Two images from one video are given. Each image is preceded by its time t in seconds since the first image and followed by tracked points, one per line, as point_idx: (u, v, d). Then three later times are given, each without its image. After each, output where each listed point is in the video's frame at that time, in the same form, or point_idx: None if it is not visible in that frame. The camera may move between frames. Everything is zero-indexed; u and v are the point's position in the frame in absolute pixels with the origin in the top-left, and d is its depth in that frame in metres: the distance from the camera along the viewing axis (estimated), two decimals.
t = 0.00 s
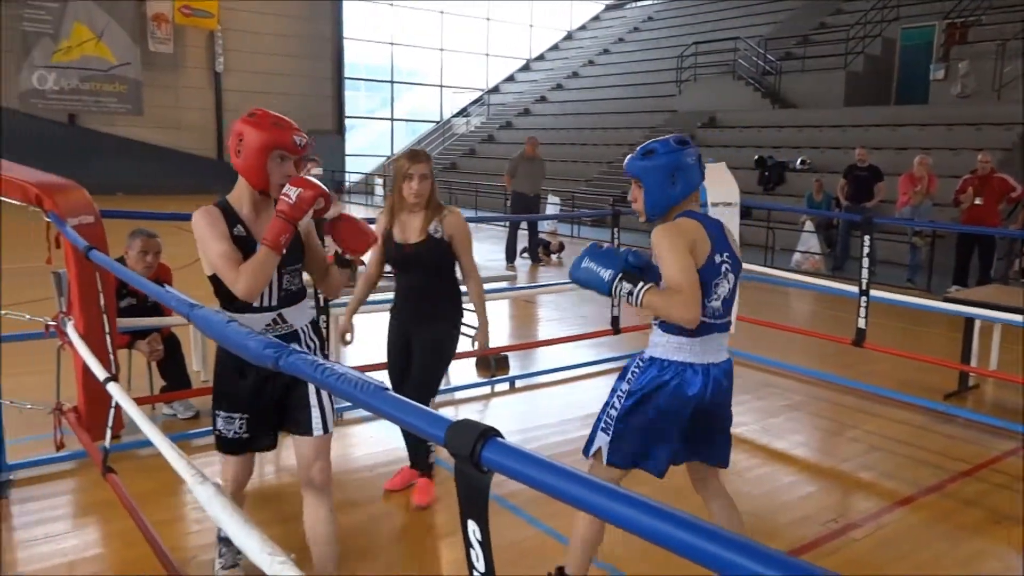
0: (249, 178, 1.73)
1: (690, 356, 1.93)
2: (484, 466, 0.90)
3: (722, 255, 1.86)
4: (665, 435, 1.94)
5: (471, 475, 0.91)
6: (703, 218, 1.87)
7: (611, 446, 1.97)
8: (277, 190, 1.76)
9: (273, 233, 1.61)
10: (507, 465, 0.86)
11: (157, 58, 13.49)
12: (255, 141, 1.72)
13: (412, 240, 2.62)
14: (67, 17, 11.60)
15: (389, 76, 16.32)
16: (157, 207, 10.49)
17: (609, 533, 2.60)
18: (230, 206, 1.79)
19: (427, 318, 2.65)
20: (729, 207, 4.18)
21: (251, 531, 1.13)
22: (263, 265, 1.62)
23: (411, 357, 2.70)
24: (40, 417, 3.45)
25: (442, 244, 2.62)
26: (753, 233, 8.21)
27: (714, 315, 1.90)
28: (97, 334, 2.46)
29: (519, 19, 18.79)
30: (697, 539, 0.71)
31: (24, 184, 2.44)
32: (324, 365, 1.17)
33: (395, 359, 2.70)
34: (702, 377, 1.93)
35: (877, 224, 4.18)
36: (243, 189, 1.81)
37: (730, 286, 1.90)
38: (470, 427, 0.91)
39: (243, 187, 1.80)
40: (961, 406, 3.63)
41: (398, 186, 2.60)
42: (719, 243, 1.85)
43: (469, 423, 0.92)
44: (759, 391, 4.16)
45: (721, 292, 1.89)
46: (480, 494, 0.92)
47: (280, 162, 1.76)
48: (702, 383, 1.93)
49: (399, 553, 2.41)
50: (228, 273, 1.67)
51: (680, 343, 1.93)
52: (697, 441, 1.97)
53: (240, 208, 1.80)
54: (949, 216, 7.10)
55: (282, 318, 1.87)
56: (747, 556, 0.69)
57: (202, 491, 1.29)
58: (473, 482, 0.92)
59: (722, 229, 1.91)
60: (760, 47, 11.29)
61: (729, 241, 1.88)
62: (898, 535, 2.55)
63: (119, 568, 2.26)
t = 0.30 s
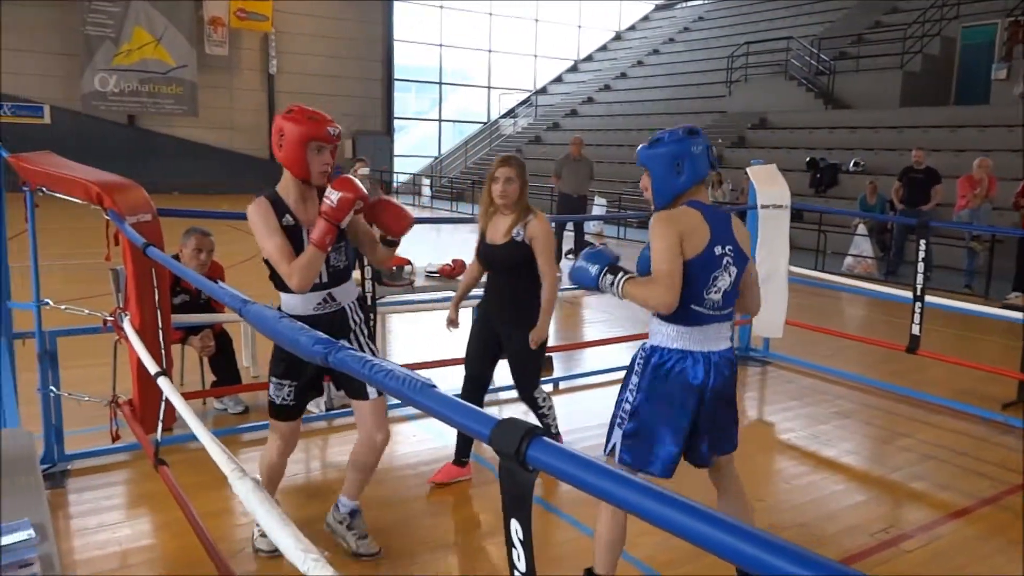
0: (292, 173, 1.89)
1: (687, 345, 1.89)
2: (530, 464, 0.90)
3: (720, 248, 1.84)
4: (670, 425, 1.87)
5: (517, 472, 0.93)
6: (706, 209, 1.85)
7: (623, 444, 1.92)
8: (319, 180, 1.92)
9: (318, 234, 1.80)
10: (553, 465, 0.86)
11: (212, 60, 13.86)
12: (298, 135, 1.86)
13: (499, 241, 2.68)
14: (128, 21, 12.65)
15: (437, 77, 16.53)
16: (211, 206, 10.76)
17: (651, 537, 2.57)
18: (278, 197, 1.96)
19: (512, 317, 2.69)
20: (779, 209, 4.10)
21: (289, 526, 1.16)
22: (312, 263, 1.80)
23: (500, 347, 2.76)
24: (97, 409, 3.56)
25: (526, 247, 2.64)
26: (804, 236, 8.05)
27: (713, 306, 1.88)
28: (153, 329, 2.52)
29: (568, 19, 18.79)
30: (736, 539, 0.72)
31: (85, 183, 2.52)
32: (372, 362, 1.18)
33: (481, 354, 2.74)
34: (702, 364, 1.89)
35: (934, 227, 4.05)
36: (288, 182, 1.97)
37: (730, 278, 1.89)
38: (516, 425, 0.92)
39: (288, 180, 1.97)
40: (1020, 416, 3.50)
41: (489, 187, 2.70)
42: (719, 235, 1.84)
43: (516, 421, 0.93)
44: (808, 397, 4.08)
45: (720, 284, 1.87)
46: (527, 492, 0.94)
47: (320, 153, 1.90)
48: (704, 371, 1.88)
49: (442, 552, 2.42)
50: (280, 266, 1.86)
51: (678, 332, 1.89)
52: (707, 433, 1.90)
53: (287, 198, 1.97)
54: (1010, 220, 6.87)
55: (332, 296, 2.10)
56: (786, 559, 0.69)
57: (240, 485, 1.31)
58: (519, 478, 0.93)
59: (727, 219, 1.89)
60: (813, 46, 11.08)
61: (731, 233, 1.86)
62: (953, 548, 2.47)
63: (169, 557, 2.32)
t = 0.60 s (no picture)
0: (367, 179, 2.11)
1: (701, 343, 1.89)
2: (552, 462, 0.90)
3: (734, 251, 1.83)
4: (677, 418, 1.89)
5: (539, 469, 0.93)
6: (721, 214, 1.83)
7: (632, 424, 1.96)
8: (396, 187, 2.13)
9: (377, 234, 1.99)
10: (577, 463, 0.86)
11: (239, 62, 14.04)
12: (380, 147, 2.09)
13: (572, 232, 2.72)
14: (158, 23, 12.87)
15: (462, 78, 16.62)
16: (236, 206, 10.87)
17: (671, 540, 2.55)
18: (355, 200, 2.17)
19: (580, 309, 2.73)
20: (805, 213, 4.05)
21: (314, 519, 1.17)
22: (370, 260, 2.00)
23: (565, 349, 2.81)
24: (122, 406, 3.60)
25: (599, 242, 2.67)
26: (829, 239, 7.96)
27: (728, 308, 1.87)
28: (178, 327, 2.56)
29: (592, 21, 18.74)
30: (754, 539, 0.72)
31: (113, 182, 2.56)
32: (397, 358, 1.19)
33: (548, 352, 2.80)
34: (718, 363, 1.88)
35: (962, 231, 3.98)
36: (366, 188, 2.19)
37: (746, 280, 1.87)
38: (540, 423, 0.92)
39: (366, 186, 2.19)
40: None
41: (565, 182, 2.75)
42: (732, 238, 1.82)
43: (539, 419, 0.93)
44: (831, 403, 4.03)
45: (734, 286, 1.86)
46: (549, 489, 0.93)
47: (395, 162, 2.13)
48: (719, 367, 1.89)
49: (459, 551, 2.42)
50: (344, 262, 2.06)
51: (692, 333, 1.90)
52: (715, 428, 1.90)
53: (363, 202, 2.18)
54: None
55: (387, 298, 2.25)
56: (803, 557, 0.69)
57: (263, 482, 1.32)
58: (542, 477, 0.93)
59: (744, 222, 1.87)
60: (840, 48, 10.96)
61: (746, 236, 1.85)
62: (978, 557, 2.42)
63: (190, 553, 2.35)
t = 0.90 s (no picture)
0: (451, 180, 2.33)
1: (705, 363, 1.90)
2: (542, 466, 0.91)
3: (742, 280, 1.82)
4: (692, 429, 1.91)
5: (529, 474, 0.93)
6: (731, 242, 1.80)
7: (643, 435, 1.97)
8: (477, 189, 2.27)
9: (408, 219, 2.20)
10: (566, 468, 0.86)
11: (231, 61, 14.02)
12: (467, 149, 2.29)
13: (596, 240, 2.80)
14: (149, 22, 12.77)
15: (454, 78, 16.52)
16: (227, 205, 10.84)
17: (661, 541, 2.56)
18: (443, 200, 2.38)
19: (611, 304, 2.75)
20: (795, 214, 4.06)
21: (305, 522, 1.17)
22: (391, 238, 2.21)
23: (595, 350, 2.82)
24: (111, 405, 3.59)
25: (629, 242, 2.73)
26: (819, 241, 8.00)
27: (732, 329, 1.88)
28: (168, 327, 2.55)
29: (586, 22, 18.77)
30: (740, 541, 0.72)
31: (103, 181, 2.55)
32: (388, 362, 1.18)
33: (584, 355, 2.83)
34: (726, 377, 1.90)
35: (952, 234, 3.99)
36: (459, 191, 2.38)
37: (751, 304, 1.87)
38: (529, 428, 0.92)
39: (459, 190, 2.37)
40: None
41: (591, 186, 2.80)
42: (741, 267, 1.80)
43: (529, 422, 0.93)
44: (821, 403, 4.05)
45: (740, 310, 1.86)
46: (539, 491, 0.93)
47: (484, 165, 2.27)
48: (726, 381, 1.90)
49: (451, 552, 2.43)
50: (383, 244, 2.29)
51: (697, 353, 1.90)
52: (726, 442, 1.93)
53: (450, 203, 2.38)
54: None
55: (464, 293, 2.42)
56: (787, 560, 0.69)
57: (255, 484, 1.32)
58: (532, 480, 0.93)
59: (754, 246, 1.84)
60: (832, 50, 11.01)
61: (753, 263, 1.83)
62: (965, 555, 2.43)
63: (179, 553, 2.34)
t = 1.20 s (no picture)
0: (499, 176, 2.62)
1: (692, 373, 1.92)
2: (529, 468, 0.91)
3: (731, 293, 1.85)
4: (671, 422, 1.94)
5: (515, 476, 0.93)
6: (722, 256, 1.87)
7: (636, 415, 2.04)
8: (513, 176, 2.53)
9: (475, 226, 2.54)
10: (553, 471, 0.87)
11: (222, 60, 13.97)
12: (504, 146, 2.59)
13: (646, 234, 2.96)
14: (139, 21, 12.71)
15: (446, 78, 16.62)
16: (219, 205, 10.80)
17: (650, 541, 2.56)
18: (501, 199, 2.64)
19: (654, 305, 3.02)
20: (786, 215, 4.06)
21: (293, 525, 1.17)
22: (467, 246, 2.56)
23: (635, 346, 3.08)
24: (101, 406, 3.57)
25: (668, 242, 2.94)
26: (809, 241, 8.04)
27: (718, 343, 1.88)
28: (157, 328, 2.53)
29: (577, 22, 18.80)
30: (723, 542, 0.72)
31: (93, 181, 2.53)
32: (374, 365, 1.18)
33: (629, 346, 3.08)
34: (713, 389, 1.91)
35: (941, 234, 3.99)
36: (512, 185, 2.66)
37: (740, 323, 1.86)
38: (517, 430, 0.92)
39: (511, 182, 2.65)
40: None
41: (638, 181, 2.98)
42: (733, 279, 1.85)
43: (516, 424, 0.93)
44: (811, 403, 4.07)
45: (726, 325, 1.87)
46: (525, 495, 0.93)
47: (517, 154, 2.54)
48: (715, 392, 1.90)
49: (442, 552, 2.42)
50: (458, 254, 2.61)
51: (681, 361, 1.94)
52: (709, 446, 1.92)
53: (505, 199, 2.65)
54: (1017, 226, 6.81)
55: (523, 275, 2.61)
56: (770, 560, 0.70)
57: (245, 485, 1.32)
58: (518, 482, 0.93)
59: (754, 270, 1.87)
60: (822, 51, 11.05)
61: (750, 281, 1.85)
62: (953, 554, 2.44)
63: (170, 555, 2.33)
